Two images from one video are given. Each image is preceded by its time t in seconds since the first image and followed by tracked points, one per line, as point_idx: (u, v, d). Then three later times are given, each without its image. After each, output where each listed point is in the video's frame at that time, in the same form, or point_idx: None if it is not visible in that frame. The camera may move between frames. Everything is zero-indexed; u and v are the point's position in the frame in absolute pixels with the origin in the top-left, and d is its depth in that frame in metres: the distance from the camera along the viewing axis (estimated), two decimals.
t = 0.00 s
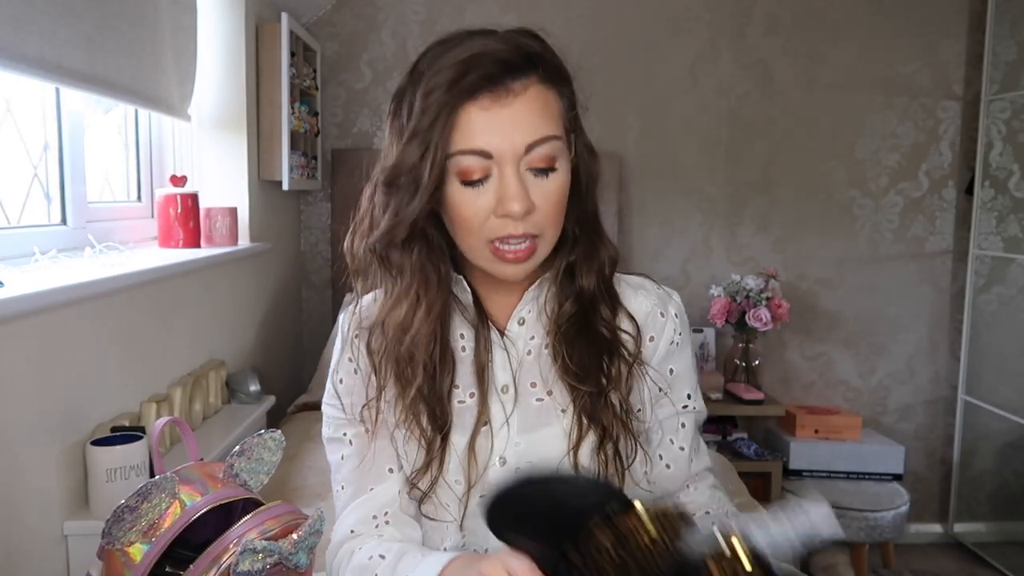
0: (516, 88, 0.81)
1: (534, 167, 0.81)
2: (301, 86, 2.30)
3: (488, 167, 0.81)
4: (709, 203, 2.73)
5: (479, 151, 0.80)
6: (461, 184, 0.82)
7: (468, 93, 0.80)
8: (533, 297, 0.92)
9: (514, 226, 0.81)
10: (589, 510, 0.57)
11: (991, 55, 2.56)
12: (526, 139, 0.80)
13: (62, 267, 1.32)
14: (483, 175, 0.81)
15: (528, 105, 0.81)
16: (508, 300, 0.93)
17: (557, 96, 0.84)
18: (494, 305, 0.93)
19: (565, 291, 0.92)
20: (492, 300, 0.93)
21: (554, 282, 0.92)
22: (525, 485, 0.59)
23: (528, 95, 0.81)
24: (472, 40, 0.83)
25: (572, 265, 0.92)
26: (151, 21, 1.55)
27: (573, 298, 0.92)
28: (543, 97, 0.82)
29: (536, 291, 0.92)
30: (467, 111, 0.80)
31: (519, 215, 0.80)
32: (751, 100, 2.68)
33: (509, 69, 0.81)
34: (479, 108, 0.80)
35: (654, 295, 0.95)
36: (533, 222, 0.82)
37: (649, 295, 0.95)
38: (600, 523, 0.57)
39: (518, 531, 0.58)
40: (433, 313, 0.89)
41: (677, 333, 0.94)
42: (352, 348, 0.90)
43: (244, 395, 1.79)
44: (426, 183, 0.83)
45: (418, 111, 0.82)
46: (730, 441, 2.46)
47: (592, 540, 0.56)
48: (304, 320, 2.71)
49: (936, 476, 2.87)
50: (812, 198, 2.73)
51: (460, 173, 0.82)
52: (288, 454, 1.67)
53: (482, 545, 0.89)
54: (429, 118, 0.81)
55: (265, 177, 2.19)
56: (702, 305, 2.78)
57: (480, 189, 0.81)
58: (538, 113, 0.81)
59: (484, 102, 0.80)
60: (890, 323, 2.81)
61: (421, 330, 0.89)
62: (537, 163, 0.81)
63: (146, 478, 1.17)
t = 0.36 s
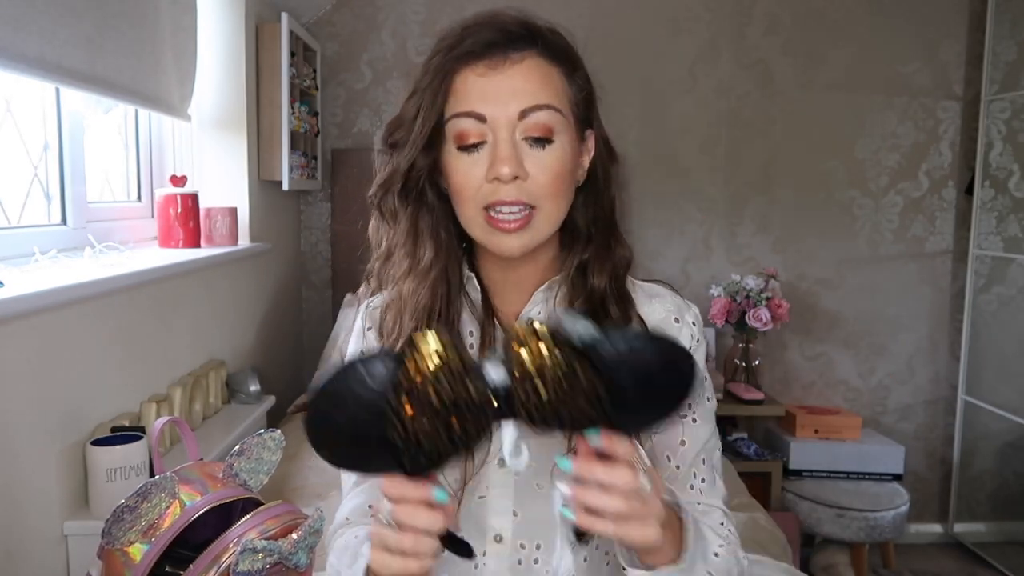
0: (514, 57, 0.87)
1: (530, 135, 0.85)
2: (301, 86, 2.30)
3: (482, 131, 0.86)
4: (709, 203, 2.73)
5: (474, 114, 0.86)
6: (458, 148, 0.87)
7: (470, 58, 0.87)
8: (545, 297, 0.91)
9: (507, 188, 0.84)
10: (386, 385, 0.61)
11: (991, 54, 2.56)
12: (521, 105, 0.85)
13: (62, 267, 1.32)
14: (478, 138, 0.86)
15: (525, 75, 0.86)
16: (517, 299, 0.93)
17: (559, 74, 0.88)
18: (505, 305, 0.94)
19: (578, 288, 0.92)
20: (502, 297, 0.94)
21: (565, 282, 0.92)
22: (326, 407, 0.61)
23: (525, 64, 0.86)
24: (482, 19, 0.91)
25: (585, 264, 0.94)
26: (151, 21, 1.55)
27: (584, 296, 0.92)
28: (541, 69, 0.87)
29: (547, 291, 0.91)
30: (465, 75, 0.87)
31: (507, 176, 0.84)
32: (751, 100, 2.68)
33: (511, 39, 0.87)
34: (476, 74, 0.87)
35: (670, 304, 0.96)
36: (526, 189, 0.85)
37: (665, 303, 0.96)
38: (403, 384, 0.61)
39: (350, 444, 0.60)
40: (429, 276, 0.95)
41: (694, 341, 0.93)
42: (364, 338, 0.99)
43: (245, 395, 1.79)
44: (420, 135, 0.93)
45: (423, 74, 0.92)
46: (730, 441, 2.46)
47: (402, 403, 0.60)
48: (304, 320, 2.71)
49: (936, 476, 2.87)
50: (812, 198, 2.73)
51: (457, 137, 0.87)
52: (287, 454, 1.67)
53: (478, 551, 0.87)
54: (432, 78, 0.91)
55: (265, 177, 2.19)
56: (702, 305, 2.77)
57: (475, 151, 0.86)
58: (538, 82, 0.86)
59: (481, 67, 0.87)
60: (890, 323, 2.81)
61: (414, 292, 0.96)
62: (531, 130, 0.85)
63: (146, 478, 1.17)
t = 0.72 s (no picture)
0: (558, 53, 0.87)
1: (563, 134, 0.86)
2: (301, 86, 2.30)
3: (516, 123, 0.87)
4: (708, 203, 2.73)
5: (509, 104, 0.87)
6: (489, 136, 0.88)
7: (514, 46, 0.88)
8: (569, 307, 0.96)
9: (530, 185, 0.85)
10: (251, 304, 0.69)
11: (991, 55, 2.56)
12: (558, 103, 0.86)
13: (62, 267, 1.32)
14: (510, 130, 0.87)
15: (569, 75, 0.86)
16: (542, 307, 0.98)
17: (604, 75, 0.89)
18: (529, 309, 0.98)
19: (609, 303, 0.96)
20: (526, 302, 0.98)
21: (594, 294, 0.96)
22: (216, 329, 0.67)
23: (571, 62, 0.87)
24: (532, 9, 0.91)
25: (617, 278, 0.97)
26: (151, 20, 1.55)
27: (613, 310, 0.96)
28: (585, 69, 0.87)
29: (573, 299, 0.96)
30: (506, 64, 0.88)
31: (534, 173, 0.84)
32: (751, 100, 2.69)
33: (558, 35, 0.88)
34: (517, 66, 0.87)
35: (696, 318, 0.96)
36: (552, 188, 0.85)
37: (689, 317, 0.97)
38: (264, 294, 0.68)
39: (238, 365, 0.66)
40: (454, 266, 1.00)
41: (713, 359, 0.92)
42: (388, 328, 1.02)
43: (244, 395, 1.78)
44: (455, 118, 0.93)
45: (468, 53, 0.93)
46: (730, 441, 2.46)
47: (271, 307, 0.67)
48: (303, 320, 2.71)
49: (935, 476, 2.87)
50: (812, 198, 2.74)
51: (490, 125, 0.88)
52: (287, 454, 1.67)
53: (485, 557, 0.92)
54: (475, 60, 0.91)
55: (265, 177, 2.19)
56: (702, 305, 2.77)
57: (505, 142, 0.87)
58: (581, 81, 0.87)
59: (525, 58, 0.87)
60: (890, 323, 2.81)
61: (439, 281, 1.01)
62: (565, 130, 0.86)
63: (146, 479, 1.17)
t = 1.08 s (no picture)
0: (574, 49, 0.87)
1: (578, 134, 0.85)
2: (301, 86, 2.30)
3: (529, 122, 0.86)
4: (708, 203, 2.73)
5: (522, 103, 0.86)
6: (502, 136, 0.87)
7: (529, 42, 0.88)
8: (586, 315, 0.96)
9: (544, 186, 0.83)
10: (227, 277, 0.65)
11: (991, 55, 2.56)
12: (572, 101, 0.85)
13: (62, 267, 1.32)
14: (523, 130, 0.87)
15: (585, 71, 0.86)
16: (559, 311, 0.97)
17: (622, 73, 0.88)
18: (546, 315, 0.98)
19: (630, 313, 0.96)
20: (542, 307, 0.97)
21: (615, 303, 0.96)
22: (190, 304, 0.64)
23: (587, 58, 0.86)
24: (549, 6, 0.91)
25: (641, 286, 0.97)
26: (151, 21, 1.55)
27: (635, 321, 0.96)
28: (603, 66, 0.87)
29: (590, 308, 0.95)
30: (521, 63, 0.88)
31: (545, 174, 0.82)
32: (751, 100, 2.69)
33: (574, 32, 0.88)
34: (531, 64, 0.87)
35: (720, 331, 0.96)
36: (565, 190, 0.84)
37: (713, 330, 0.96)
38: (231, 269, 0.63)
39: (216, 339, 0.63)
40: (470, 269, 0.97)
41: (738, 376, 0.92)
42: (402, 328, 0.98)
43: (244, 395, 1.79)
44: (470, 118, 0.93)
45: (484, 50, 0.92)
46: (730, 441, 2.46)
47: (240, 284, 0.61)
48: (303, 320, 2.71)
49: (936, 476, 2.87)
50: (812, 199, 2.74)
51: (503, 125, 0.88)
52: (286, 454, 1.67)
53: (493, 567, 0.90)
54: (492, 55, 0.91)
55: (265, 177, 2.19)
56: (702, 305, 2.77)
57: (517, 143, 0.86)
58: (597, 79, 0.86)
59: (539, 56, 0.87)
60: (890, 323, 2.81)
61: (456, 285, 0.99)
62: (579, 129, 0.86)
63: (145, 479, 1.17)
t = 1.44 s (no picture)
0: (585, 42, 0.86)
1: (586, 129, 0.85)
2: (301, 86, 2.30)
3: (537, 116, 0.86)
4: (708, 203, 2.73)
5: (530, 97, 0.86)
6: (511, 131, 0.88)
7: (537, 36, 0.88)
8: (600, 319, 0.95)
9: (549, 182, 0.83)
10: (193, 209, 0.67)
11: (991, 55, 2.56)
12: (579, 94, 0.84)
13: (62, 266, 1.33)
14: (531, 125, 0.87)
15: (596, 63, 0.85)
16: (572, 314, 0.97)
17: (636, 66, 0.87)
18: (558, 316, 0.98)
19: (646, 320, 0.95)
20: (556, 310, 0.98)
21: (631, 308, 0.96)
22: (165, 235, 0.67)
23: (598, 51, 0.86)
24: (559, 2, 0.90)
25: (656, 291, 0.97)
26: (151, 21, 1.55)
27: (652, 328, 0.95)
28: (616, 59, 0.86)
29: (604, 312, 0.95)
30: (530, 57, 0.88)
31: (550, 169, 0.82)
32: (751, 101, 2.69)
33: (585, 25, 0.87)
34: (540, 57, 0.87)
35: (741, 346, 0.93)
36: (571, 186, 0.83)
37: (735, 344, 0.94)
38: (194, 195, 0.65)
39: (193, 268, 0.68)
40: (484, 267, 1.02)
41: (753, 395, 0.89)
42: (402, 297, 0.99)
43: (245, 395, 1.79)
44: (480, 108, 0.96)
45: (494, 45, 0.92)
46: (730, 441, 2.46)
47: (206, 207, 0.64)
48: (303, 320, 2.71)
49: (935, 476, 2.87)
50: (812, 199, 2.74)
51: (512, 120, 0.88)
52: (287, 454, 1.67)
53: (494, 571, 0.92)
54: (501, 49, 0.91)
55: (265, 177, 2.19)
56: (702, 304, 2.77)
57: (525, 138, 0.86)
58: (608, 73, 0.85)
59: (548, 49, 0.87)
60: (890, 323, 2.81)
61: (470, 281, 1.02)
62: (587, 125, 0.85)
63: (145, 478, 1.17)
